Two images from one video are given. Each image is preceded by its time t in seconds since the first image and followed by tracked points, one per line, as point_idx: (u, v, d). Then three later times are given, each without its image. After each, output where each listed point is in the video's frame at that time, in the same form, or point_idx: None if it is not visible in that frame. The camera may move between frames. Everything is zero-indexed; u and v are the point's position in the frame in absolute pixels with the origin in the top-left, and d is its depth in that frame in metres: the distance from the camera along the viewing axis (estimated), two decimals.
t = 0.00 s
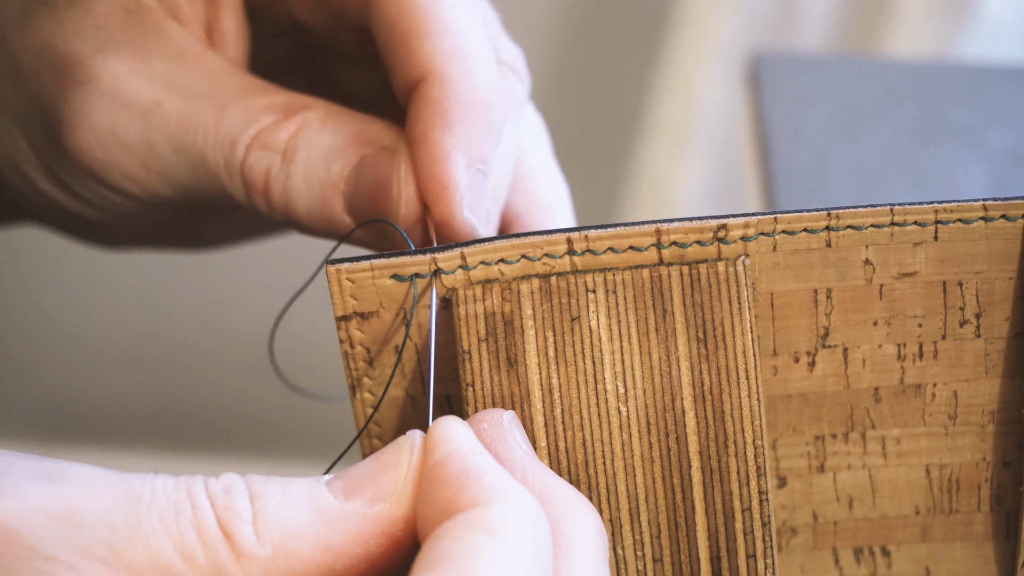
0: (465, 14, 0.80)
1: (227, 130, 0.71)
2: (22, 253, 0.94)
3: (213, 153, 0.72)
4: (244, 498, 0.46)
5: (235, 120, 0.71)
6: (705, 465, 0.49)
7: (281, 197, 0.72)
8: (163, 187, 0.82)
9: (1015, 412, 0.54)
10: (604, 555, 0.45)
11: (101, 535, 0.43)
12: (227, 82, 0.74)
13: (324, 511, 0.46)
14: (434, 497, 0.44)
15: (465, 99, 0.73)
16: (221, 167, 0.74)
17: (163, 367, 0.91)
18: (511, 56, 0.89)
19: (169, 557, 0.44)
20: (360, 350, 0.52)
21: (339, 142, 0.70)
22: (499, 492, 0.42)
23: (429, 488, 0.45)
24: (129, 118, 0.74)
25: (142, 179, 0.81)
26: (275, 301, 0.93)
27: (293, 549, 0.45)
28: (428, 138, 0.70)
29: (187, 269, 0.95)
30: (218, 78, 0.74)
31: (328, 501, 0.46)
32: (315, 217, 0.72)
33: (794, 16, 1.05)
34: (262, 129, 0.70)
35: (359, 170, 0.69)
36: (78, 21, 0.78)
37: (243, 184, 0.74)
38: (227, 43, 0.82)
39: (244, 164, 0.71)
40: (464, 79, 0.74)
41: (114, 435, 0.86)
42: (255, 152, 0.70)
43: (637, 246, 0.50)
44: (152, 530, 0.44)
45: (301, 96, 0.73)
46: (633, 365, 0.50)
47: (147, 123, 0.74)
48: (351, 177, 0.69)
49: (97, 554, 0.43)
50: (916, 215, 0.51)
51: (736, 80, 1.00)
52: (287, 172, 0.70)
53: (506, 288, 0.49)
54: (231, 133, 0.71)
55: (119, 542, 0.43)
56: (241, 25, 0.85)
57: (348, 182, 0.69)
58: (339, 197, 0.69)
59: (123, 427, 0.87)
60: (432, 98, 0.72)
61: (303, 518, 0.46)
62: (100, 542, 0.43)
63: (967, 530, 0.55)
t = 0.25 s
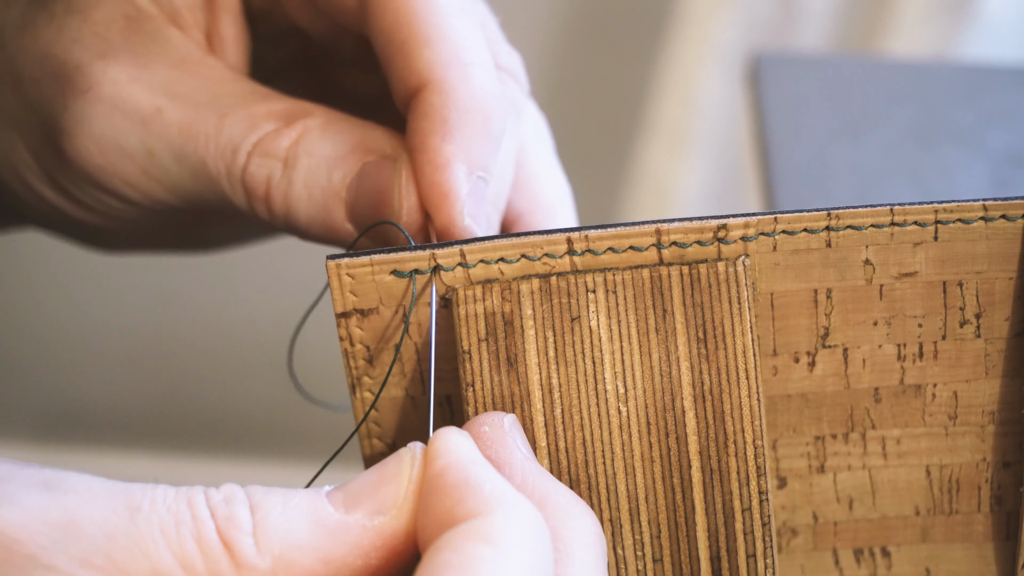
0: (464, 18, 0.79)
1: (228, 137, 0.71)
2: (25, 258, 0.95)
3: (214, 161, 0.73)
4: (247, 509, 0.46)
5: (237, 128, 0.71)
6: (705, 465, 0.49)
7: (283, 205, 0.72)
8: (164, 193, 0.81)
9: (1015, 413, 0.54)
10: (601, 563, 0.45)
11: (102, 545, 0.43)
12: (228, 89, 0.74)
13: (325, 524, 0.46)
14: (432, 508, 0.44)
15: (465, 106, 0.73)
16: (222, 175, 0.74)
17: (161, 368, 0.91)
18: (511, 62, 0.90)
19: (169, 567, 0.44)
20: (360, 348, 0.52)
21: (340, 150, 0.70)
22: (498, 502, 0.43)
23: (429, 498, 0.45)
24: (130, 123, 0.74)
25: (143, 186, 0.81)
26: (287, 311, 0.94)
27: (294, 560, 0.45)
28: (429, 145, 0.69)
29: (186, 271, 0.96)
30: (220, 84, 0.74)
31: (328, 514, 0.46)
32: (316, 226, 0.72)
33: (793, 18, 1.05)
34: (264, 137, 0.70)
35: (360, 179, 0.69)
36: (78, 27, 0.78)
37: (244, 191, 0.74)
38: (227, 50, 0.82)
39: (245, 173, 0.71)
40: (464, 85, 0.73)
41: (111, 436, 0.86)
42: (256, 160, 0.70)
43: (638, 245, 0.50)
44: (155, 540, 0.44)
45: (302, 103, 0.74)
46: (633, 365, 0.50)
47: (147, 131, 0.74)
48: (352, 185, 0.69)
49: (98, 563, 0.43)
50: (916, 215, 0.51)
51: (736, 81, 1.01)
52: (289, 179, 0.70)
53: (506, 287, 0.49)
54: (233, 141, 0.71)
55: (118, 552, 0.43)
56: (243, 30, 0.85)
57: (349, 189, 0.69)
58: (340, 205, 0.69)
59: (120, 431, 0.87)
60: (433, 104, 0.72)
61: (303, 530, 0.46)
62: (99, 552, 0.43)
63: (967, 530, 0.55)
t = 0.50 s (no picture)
0: (465, 21, 0.79)
1: (229, 139, 0.71)
2: (23, 256, 0.94)
3: (214, 161, 0.72)
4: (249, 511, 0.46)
5: (237, 129, 0.71)
6: (705, 465, 0.49)
7: (284, 205, 0.72)
8: (165, 194, 0.81)
9: (1015, 412, 0.54)
10: (601, 563, 0.45)
11: (103, 549, 0.43)
12: (229, 90, 0.74)
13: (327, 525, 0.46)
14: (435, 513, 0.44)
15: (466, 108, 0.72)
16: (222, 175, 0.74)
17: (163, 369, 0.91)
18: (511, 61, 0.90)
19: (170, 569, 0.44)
20: (360, 349, 0.52)
21: (340, 150, 0.70)
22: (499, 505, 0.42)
23: (429, 502, 0.45)
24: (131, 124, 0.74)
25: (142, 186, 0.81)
26: (285, 310, 0.94)
27: (295, 562, 0.45)
28: (428, 146, 0.69)
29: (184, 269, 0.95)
30: (221, 84, 0.74)
31: (329, 516, 0.46)
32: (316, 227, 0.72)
33: (793, 18, 1.05)
34: (265, 137, 0.70)
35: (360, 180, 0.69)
36: (80, 28, 0.78)
37: (245, 192, 0.74)
38: (229, 50, 0.82)
39: (245, 173, 0.72)
40: (464, 87, 0.73)
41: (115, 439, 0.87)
42: (256, 161, 0.70)
43: (638, 246, 0.50)
44: (156, 543, 0.44)
45: (303, 104, 0.74)
46: (633, 365, 0.50)
47: (148, 132, 0.74)
48: (352, 187, 0.69)
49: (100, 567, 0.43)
50: (916, 215, 0.51)
51: (737, 81, 1.01)
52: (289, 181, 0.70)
53: (506, 287, 0.49)
54: (233, 142, 0.71)
55: (120, 555, 0.43)
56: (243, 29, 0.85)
57: (349, 191, 0.69)
58: (340, 206, 0.69)
59: (122, 432, 0.87)
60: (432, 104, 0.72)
61: (304, 533, 0.46)
62: (101, 555, 0.43)
63: (967, 530, 0.55)
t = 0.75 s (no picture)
0: (466, 20, 0.79)
1: (230, 137, 0.71)
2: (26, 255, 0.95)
3: (216, 158, 0.73)
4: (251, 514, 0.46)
5: (239, 127, 0.71)
6: (705, 465, 0.49)
7: (284, 202, 0.72)
8: (167, 191, 0.81)
9: (1015, 412, 0.54)
10: (602, 565, 0.45)
11: (104, 552, 0.43)
12: (231, 87, 0.74)
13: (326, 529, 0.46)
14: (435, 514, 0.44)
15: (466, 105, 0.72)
16: (223, 172, 0.74)
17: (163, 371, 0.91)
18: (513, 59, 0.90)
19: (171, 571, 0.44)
20: (360, 349, 0.52)
21: (342, 147, 0.70)
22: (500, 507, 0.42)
23: (429, 504, 0.44)
24: (132, 122, 0.74)
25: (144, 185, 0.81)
26: (287, 309, 0.94)
27: (295, 564, 0.45)
28: (427, 144, 0.69)
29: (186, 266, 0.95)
30: (221, 82, 0.74)
31: (328, 518, 0.46)
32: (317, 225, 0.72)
33: (793, 18, 1.05)
34: (266, 135, 0.70)
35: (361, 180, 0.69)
36: (80, 26, 0.78)
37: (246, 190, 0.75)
38: (230, 48, 0.82)
39: (247, 171, 0.72)
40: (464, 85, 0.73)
41: (115, 440, 0.87)
42: (257, 158, 0.71)
43: (637, 246, 0.50)
44: (157, 546, 0.44)
45: (303, 102, 0.74)
46: (633, 365, 0.50)
47: (149, 129, 0.74)
48: (352, 185, 0.69)
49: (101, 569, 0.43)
50: (916, 215, 0.51)
51: (737, 80, 1.01)
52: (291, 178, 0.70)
53: (506, 287, 0.49)
54: (235, 140, 0.71)
55: (120, 557, 0.43)
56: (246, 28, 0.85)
57: (349, 189, 0.69)
58: (341, 204, 0.70)
59: (123, 432, 0.87)
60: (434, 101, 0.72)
61: (304, 535, 0.46)
62: (100, 557, 0.43)
63: (967, 530, 0.55)
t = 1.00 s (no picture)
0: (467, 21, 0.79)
1: (231, 135, 0.71)
2: (19, 244, 0.90)
3: (216, 155, 0.73)
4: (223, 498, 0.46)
5: (239, 125, 0.71)
6: (705, 465, 0.49)
7: (286, 199, 0.73)
8: (167, 186, 0.81)
9: (1015, 412, 0.54)
10: None
11: (75, 538, 0.43)
12: (231, 85, 0.74)
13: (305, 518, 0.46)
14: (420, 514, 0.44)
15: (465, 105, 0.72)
16: (224, 169, 0.74)
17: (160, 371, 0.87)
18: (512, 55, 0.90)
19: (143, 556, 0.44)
20: (360, 349, 0.52)
21: (342, 146, 0.70)
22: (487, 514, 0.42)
23: (417, 504, 0.44)
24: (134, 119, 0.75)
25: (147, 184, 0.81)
26: (291, 306, 0.89)
27: (273, 547, 0.46)
28: (427, 143, 0.69)
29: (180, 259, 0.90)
30: (221, 81, 0.74)
31: (311, 507, 0.47)
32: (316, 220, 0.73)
33: (793, 18, 1.05)
34: (266, 134, 0.71)
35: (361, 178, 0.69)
36: (80, 26, 0.78)
37: (247, 187, 0.75)
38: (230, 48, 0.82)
39: (247, 168, 0.72)
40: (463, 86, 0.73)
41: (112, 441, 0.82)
42: (257, 155, 0.71)
43: (637, 246, 0.50)
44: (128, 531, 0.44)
45: (304, 99, 0.74)
46: (633, 365, 0.50)
47: (151, 127, 0.74)
48: (352, 183, 0.70)
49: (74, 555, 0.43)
50: (916, 215, 0.51)
51: (737, 81, 1.01)
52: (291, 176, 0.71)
53: (506, 287, 0.49)
54: (235, 138, 0.71)
55: (91, 545, 0.43)
56: (246, 23, 0.85)
57: (350, 187, 0.70)
58: (341, 201, 0.70)
59: (122, 432, 0.83)
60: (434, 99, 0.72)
61: (283, 521, 0.46)
62: (72, 545, 0.43)
63: (967, 530, 0.55)
